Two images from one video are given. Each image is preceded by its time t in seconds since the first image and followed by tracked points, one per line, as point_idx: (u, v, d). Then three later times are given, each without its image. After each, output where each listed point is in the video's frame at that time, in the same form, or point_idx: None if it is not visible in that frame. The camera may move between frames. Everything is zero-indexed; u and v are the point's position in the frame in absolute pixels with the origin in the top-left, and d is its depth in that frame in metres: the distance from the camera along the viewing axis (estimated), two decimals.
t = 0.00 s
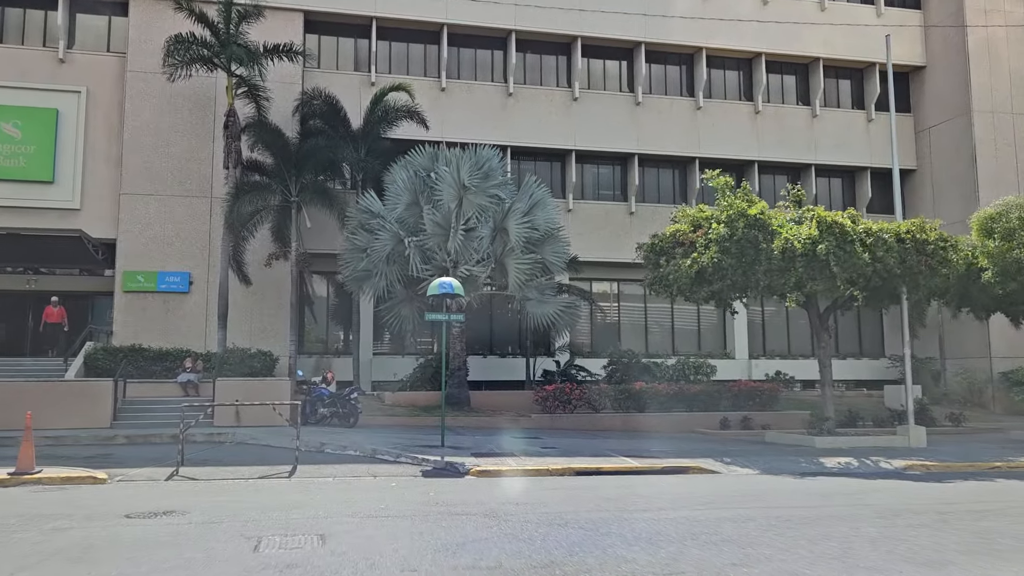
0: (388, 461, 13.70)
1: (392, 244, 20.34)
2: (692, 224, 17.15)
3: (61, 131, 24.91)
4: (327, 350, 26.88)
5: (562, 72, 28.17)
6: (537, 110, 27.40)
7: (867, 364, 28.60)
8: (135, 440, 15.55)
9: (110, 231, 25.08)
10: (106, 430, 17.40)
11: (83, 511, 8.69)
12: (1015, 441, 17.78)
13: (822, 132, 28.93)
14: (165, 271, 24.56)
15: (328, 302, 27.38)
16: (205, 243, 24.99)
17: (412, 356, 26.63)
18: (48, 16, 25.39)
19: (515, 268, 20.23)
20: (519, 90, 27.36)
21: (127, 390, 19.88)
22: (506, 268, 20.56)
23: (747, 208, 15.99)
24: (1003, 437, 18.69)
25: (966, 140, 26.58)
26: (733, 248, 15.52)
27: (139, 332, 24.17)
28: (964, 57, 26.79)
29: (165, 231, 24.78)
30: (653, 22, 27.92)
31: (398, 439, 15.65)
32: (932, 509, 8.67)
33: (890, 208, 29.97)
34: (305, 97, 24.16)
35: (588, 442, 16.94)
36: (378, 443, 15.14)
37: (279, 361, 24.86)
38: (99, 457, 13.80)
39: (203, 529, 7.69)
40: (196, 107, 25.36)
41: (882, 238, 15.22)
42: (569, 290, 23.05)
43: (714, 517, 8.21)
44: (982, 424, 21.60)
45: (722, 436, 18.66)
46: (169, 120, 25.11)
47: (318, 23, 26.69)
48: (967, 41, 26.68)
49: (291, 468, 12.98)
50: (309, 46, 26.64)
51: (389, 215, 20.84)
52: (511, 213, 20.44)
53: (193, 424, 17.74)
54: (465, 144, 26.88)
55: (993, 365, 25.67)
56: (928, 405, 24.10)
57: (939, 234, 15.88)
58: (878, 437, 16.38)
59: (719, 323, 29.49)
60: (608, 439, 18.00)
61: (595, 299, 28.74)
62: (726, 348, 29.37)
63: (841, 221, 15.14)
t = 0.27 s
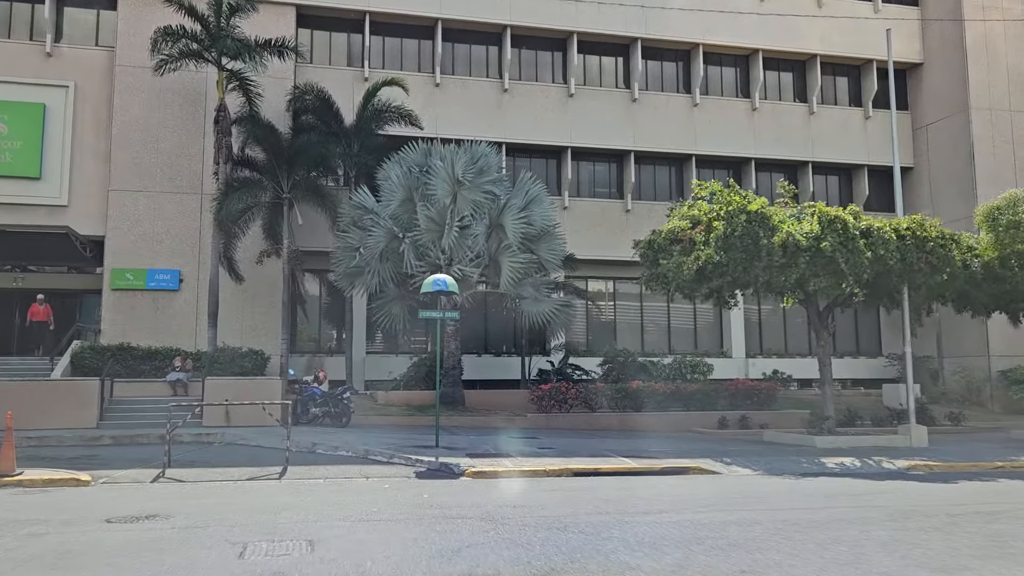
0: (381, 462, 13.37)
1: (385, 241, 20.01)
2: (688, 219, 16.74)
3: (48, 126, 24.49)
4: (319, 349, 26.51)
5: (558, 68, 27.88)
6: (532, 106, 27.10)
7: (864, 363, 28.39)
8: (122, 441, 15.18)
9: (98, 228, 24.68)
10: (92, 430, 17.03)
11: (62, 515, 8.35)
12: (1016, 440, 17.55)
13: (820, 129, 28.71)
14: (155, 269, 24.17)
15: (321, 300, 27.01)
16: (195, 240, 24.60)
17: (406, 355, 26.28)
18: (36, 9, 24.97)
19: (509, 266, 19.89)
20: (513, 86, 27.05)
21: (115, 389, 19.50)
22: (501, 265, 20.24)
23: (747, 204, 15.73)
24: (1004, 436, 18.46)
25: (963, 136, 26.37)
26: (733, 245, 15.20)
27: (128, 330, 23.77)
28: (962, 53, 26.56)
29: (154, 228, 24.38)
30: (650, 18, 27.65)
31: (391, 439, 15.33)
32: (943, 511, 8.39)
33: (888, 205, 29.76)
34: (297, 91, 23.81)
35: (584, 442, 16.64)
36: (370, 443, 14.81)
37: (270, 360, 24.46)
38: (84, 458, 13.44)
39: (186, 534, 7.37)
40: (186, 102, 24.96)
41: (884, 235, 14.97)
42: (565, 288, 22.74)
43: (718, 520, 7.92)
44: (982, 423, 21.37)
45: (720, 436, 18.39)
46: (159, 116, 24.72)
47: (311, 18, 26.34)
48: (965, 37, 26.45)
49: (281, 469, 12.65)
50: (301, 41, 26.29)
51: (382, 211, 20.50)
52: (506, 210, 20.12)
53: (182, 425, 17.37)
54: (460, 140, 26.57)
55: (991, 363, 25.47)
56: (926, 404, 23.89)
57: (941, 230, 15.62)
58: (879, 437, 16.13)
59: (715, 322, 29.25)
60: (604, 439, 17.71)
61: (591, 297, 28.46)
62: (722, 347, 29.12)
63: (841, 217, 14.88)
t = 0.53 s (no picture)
0: (370, 463, 13.04)
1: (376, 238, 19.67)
2: (683, 216, 16.43)
3: (31, 121, 24.04)
4: (308, 348, 26.15)
5: (550, 64, 27.60)
6: (525, 102, 26.80)
7: (858, 362, 28.24)
8: (104, 442, 14.79)
9: (83, 225, 24.24)
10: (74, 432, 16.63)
11: (37, 521, 8.00)
12: (1013, 439, 17.37)
13: (814, 127, 28.55)
14: (141, 267, 23.73)
15: (310, 299, 26.63)
16: (181, 237, 24.18)
17: (396, 354, 25.95)
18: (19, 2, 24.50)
19: (501, 263, 19.51)
20: (506, 83, 26.75)
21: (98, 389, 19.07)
22: (493, 262, 19.91)
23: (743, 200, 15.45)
24: (1002, 435, 18.27)
25: (957, 134, 26.23)
26: (731, 241, 14.88)
27: (113, 329, 23.34)
28: (956, 51, 26.40)
29: (140, 225, 23.95)
30: (643, 14, 27.41)
31: (380, 440, 15.00)
32: (950, 514, 8.14)
33: (882, 203, 29.62)
34: (286, 86, 23.47)
35: (577, 442, 16.34)
36: (360, 444, 14.48)
37: (259, 360, 24.09)
38: (63, 460, 13.06)
39: (164, 541, 7.03)
40: (173, 97, 24.53)
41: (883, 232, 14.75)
42: (558, 285, 22.47)
43: (721, 523, 7.64)
44: (978, 423, 21.19)
45: (715, 436, 18.14)
46: (145, 111, 24.28)
47: (300, 12, 25.98)
48: (960, 34, 26.30)
49: (267, 471, 12.30)
50: (290, 36, 25.93)
51: (372, 208, 20.17)
52: (498, 206, 19.82)
53: (167, 426, 16.98)
54: (451, 136, 26.25)
55: (986, 362, 25.31)
56: (921, 403, 23.72)
57: (941, 227, 15.40)
58: (877, 436, 15.93)
59: (709, 320, 29.05)
60: (598, 439, 17.42)
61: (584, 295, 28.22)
62: (715, 346, 28.90)
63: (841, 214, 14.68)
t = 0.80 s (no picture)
0: (356, 466, 12.72)
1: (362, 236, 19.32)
2: (675, 213, 16.19)
3: (10, 116, 23.54)
4: (294, 348, 25.74)
5: (540, 60, 27.33)
6: (514, 99, 26.51)
7: (848, 361, 28.13)
8: (82, 445, 14.39)
9: (63, 222, 23.75)
10: (52, 434, 16.20)
11: (5, 528, 7.64)
12: (1006, 438, 17.23)
13: (804, 125, 28.41)
14: (122, 265, 23.27)
15: (296, 298, 26.22)
16: (164, 235, 23.72)
17: (383, 354, 25.59)
18: None
19: (491, 260, 19.40)
20: (494, 79, 26.45)
21: (77, 390, 18.63)
22: (483, 260, 19.73)
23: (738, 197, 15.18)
24: (994, 434, 18.16)
25: (948, 132, 26.14)
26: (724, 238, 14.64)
27: (95, 328, 22.87)
28: (947, 48, 26.31)
29: (122, 222, 23.48)
30: (633, 10, 27.19)
31: (367, 441, 14.67)
32: (953, 517, 7.94)
33: (872, 202, 29.54)
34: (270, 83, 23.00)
35: (567, 443, 16.06)
36: (346, 445, 14.15)
37: (243, 360, 23.67)
38: (38, 463, 12.66)
39: (137, 549, 6.70)
40: (155, 92, 24.07)
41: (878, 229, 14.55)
42: (548, 284, 22.16)
43: (718, 528, 7.39)
44: (969, 422, 21.08)
45: (707, 436, 17.92)
46: (127, 106, 23.81)
47: (286, 7, 25.60)
48: (950, 32, 26.22)
49: (250, 474, 11.94)
50: (276, 30, 25.54)
51: (359, 205, 19.79)
52: (487, 203, 19.50)
53: (148, 427, 16.60)
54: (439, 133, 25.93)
55: (976, 361, 25.22)
56: (911, 402, 23.60)
57: (936, 225, 15.22)
58: (870, 436, 15.76)
59: (699, 319, 28.87)
60: (588, 439, 17.16)
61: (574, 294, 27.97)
62: (705, 345, 28.72)
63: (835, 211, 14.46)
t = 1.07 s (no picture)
0: (337, 469, 12.36)
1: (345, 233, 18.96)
2: (663, 209, 15.96)
3: None
4: (276, 348, 25.32)
5: (526, 57, 27.06)
6: (500, 96, 26.20)
7: (837, 360, 28.03)
8: (55, 448, 13.95)
9: (39, 220, 23.23)
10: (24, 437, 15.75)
11: None
12: (996, 438, 17.11)
13: (792, 123, 28.29)
14: (100, 264, 22.77)
15: (278, 297, 25.79)
16: (143, 233, 23.24)
17: (368, 354, 25.22)
18: None
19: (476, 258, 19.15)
20: (480, 76, 26.14)
21: (52, 392, 18.16)
22: (469, 257, 19.42)
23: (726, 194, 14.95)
24: (984, 434, 18.06)
25: (935, 131, 26.09)
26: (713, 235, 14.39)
27: (71, 328, 22.36)
28: (934, 47, 26.25)
29: (100, 220, 22.98)
30: (620, 7, 26.97)
31: (349, 444, 14.33)
32: (950, 519, 7.75)
33: (859, 201, 29.46)
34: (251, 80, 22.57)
35: (554, 444, 15.78)
36: (327, 447, 13.80)
37: (224, 360, 23.22)
38: (7, 468, 12.23)
39: (100, 559, 6.35)
40: (134, 88, 23.57)
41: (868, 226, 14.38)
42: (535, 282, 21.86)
43: (709, 532, 7.13)
44: (958, 421, 20.99)
45: (696, 436, 17.68)
46: (104, 101, 23.32)
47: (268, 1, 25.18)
48: (938, 30, 26.16)
49: (226, 478, 11.57)
50: (258, 26, 25.13)
51: (342, 202, 19.43)
52: (472, 200, 19.20)
53: (124, 429, 16.16)
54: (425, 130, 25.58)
55: (964, 360, 25.14)
56: (900, 401, 23.49)
57: (926, 222, 15.06)
58: (860, 436, 15.58)
59: (686, 318, 28.69)
60: (576, 440, 16.87)
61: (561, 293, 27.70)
62: (693, 345, 28.53)
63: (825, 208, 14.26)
